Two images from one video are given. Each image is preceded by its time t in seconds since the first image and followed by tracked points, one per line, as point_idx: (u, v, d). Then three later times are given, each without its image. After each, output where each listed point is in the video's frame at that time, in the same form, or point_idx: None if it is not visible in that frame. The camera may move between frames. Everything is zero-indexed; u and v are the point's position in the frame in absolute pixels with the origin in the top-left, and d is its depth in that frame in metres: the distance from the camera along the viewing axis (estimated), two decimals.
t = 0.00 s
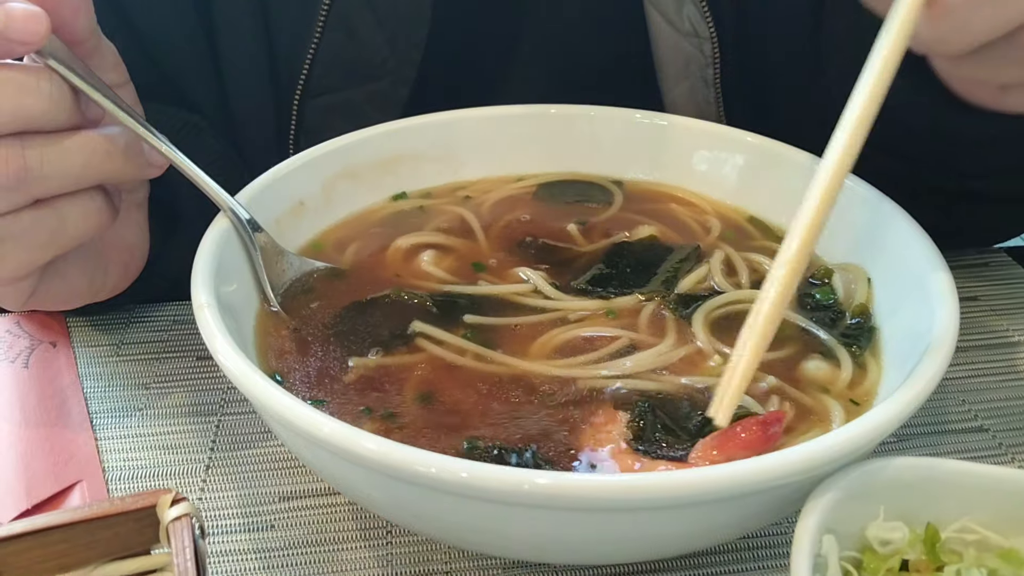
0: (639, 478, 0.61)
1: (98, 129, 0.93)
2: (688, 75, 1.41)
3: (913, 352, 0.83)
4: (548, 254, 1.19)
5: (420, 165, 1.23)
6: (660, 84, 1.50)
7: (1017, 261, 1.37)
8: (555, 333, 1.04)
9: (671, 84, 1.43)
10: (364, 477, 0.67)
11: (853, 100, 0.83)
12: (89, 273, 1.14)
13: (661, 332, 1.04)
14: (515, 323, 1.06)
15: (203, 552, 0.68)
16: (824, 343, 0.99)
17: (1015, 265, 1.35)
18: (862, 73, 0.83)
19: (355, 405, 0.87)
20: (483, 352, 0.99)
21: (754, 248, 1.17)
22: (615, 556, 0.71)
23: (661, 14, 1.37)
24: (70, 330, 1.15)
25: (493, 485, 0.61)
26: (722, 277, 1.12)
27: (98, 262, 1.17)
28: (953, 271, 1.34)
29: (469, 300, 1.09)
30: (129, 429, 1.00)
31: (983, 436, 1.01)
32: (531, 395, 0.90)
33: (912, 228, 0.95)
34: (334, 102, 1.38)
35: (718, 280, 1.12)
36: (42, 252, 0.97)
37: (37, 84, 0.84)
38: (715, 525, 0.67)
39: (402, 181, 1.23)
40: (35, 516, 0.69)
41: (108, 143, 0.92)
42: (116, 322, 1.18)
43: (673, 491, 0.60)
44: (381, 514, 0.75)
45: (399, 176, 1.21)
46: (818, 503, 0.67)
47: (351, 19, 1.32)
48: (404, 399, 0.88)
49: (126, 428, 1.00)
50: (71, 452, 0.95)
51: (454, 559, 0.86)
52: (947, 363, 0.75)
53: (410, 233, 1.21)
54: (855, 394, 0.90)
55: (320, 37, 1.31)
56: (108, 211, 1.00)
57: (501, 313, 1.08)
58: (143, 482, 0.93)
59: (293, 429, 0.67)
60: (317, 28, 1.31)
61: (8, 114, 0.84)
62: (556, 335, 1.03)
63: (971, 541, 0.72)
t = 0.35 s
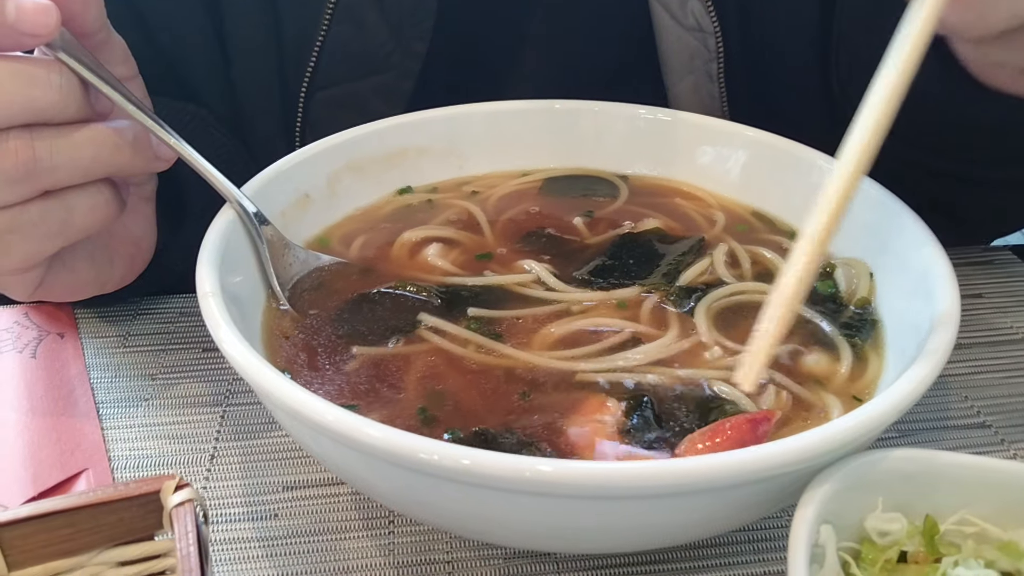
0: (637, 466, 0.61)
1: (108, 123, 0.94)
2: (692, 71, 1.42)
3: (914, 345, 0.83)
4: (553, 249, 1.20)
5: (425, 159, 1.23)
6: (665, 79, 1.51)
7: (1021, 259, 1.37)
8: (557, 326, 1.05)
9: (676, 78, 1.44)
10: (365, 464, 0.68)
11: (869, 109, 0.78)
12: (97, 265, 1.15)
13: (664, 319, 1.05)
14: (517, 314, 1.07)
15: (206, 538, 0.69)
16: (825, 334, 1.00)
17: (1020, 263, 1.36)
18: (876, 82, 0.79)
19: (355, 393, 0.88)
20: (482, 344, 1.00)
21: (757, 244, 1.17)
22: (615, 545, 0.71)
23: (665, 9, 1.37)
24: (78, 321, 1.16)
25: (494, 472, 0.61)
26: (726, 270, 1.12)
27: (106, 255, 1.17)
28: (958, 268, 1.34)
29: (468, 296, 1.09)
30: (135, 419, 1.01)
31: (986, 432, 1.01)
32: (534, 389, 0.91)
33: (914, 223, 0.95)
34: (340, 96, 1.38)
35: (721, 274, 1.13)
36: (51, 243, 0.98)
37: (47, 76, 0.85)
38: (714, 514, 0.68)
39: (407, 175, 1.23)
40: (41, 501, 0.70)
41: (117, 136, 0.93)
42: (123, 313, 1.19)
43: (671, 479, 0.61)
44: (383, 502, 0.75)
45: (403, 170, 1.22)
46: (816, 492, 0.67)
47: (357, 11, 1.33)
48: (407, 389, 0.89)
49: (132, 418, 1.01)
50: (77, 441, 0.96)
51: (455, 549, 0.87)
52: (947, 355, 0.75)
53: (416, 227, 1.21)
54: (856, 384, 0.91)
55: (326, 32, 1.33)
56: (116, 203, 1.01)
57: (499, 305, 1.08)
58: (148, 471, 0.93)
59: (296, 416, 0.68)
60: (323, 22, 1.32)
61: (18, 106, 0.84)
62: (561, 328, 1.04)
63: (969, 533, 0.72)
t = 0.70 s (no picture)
0: (637, 452, 0.62)
1: (123, 114, 0.95)
2: (703, 66, 1.42)
3: (916, 338, 0.84)
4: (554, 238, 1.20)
5: (434, 153, 1.25)
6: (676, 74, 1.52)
7: None
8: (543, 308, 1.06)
9: (686, 73, 1.44)
10: (371, 448, 0.69)
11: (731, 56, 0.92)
12: (110, 254, 1.17)
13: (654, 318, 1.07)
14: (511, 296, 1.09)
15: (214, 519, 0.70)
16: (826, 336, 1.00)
17: None
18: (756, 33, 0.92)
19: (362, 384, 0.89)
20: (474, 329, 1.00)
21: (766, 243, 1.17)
22: (616, 531, 0.73)
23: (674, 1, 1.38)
24: (91, 310, 1.18)
25: (496, 455, 0.63)
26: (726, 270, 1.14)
27: (119, 245, 1.19)
28: (966, 266, 1.35)
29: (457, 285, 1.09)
30: (147, 406, 1.02)
31: (990, 428, 1.02)
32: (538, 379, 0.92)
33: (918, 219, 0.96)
34: (351, 90, 1.40)
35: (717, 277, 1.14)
36: (66, 231, 0.99)
37: (64, 67, 0.86)
38: (712, 501, 0.69)
39: (416, 168, 1.24)
40: (53, 481, 0.71)
41: (131, 128, 0.95)
42: (136, 303, 1.20)
43: (669, 464, 0.62)
44: (388, 486, 0.77)
45: (412, 163, 1.23)
46: (815, 480, 0.68)
47: (369, 6, 1.34)
48: (412, 380, 0.90)
49: (144, 405, 1.02)
50: (89, 427, 0.98)
51: (459, 536, 0.88)
52: (948, 347, 0.76)
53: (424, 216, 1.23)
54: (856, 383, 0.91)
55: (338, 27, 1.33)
56: (130, 193, 1.02)
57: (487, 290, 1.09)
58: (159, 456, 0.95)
59: (305, 400, 0.69)
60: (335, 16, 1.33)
61: (34, 97, 0.86)
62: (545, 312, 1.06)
63: (968, 524, 0.72)
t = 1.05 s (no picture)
0: (643, 441, 0.63)
1: (138, 106, 0.97)
2: (717, 64, 1.43)
3: (920, 336, 0.85)
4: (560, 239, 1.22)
5: (444, 149, 1.26)
6: (688, 71, 1.52)
7: None
8: (544, 300, 1.07)
9: (699, 71, 1.45)
10: (380, 437, 0.71)
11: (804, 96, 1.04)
12: (124, 245, 1.19)
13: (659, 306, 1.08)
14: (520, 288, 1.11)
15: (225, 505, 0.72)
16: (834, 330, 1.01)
17: None
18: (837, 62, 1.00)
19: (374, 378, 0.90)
20: (480, 324, 1.03)
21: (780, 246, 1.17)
22: (621, 522, 0.74)
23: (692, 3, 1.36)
24: (105, 303, 1.19)
25: (506, 444, 0.64)
26: (737, 263, 1.15)
27: (134, 236, 1.21)
28: (973, 265, 1.35)
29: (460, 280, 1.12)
30: (160, 396, 1.04)
31: (995, 426, 1.02)
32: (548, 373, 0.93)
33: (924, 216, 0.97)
34: (361, 86, 1.41)
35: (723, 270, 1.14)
36: (81, 221, 1.01)
37: (82, 59, 0.88)
38: (716, 494, 0.70)
39: (426, 164, 1.26)
40: (68, 467, 0.73)
41: (147, 119, 0.96)
42: (149, 295, 1.22)
43: (676, 453, 0.63)
44: (397, 476, 0.78)
45: (422, 159, 1.25)
46: (818, 473, 0.69)
47: (381, 3, 1.35)
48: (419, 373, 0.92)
49: (156, 395, 1.04)
50: (103, 417, 0.99)
51: (467, 527, 0.89)
52: (952, 343, 0.76)
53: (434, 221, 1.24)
54: (858, 378, 0.92)
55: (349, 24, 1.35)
56: (145, 185, 1.04)
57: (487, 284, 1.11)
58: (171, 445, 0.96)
59: (316, 388, 0.70)
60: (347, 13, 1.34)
61: (53, 89, 0.88)
62: (548, 303, 1.07)
63: (969, 518, 0.73)
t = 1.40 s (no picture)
0: (641, 435, 0.63)
1: (141, 99, 0.97)
2: (720, 57, 1.42)
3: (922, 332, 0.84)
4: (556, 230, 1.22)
5: (446, 144, 1.26)
6: (691, 66, 1.52)
7: None
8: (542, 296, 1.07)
9: (702, 66, 1.45)
10: (377, 429, 0.70)
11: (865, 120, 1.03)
12: (126, 239, 1.18)
13: (656, 301, 1.08)
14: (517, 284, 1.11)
15: (222, 497, 0.71)
16: (833, 325, 1.01)
17: None
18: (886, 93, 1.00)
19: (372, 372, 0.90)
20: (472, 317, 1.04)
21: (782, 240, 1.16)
22: (617, 516, 0.73)
23: None
24: (105, 296, 1.19)
25: (505, 438, 0.63)
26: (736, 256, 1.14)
27: (134, 229, 1.20)
28: (975, 262, 1.35)
29: (455, 272, 1.13)
30: (159, 390, 1.03)
31: (996, 423, 1.02)
32: (546, 371, 0.93)
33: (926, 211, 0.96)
34: (362, 79, 1.41)
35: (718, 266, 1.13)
36: (83, 214, 1.01)
37: (85, 51, 0.88)
38: (714, 489, 0.69)
39: (427, 159, 1.25)
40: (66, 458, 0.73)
41: (149, 112, 0.96)
42: (149, 288, 1.22)
43: (674, 447, 0.62)
44: (395, 469, 0.78)
45: (424, 153, 1.24)
46: (817, 468, 0.68)
47: None
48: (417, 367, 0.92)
49: (156, 388, 1.04)
50: (102, 410, 0.99)
51: (465, 521, 0.89)
52: (953, 338, 0.76)
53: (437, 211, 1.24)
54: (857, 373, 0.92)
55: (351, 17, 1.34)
56: (146, 178, 1.04)
57: (482, 276, 1.12)
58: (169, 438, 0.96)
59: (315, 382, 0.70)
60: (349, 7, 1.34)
61: (56, 81, 0.88)
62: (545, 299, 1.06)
63: (970, 515, 0.73)
